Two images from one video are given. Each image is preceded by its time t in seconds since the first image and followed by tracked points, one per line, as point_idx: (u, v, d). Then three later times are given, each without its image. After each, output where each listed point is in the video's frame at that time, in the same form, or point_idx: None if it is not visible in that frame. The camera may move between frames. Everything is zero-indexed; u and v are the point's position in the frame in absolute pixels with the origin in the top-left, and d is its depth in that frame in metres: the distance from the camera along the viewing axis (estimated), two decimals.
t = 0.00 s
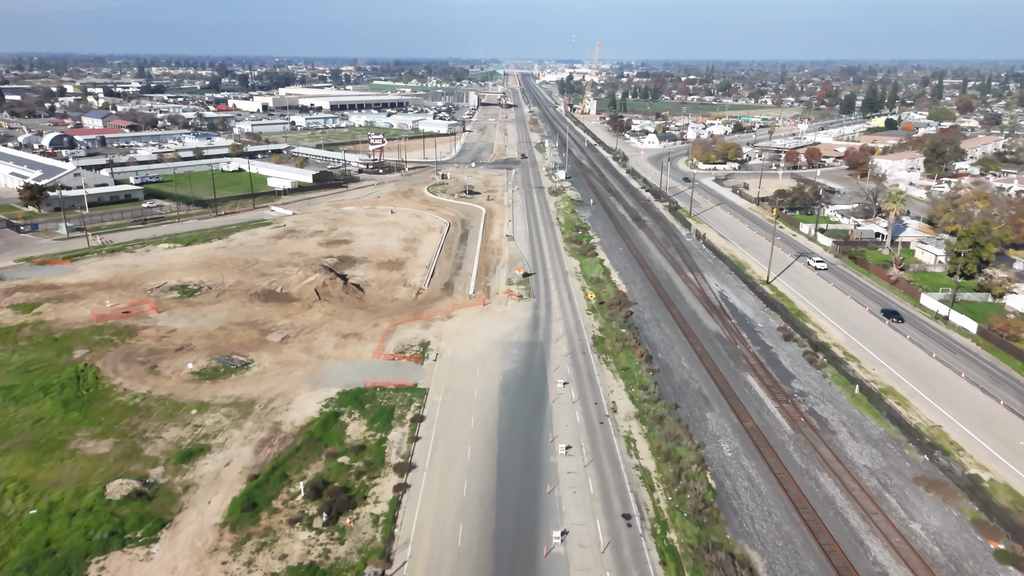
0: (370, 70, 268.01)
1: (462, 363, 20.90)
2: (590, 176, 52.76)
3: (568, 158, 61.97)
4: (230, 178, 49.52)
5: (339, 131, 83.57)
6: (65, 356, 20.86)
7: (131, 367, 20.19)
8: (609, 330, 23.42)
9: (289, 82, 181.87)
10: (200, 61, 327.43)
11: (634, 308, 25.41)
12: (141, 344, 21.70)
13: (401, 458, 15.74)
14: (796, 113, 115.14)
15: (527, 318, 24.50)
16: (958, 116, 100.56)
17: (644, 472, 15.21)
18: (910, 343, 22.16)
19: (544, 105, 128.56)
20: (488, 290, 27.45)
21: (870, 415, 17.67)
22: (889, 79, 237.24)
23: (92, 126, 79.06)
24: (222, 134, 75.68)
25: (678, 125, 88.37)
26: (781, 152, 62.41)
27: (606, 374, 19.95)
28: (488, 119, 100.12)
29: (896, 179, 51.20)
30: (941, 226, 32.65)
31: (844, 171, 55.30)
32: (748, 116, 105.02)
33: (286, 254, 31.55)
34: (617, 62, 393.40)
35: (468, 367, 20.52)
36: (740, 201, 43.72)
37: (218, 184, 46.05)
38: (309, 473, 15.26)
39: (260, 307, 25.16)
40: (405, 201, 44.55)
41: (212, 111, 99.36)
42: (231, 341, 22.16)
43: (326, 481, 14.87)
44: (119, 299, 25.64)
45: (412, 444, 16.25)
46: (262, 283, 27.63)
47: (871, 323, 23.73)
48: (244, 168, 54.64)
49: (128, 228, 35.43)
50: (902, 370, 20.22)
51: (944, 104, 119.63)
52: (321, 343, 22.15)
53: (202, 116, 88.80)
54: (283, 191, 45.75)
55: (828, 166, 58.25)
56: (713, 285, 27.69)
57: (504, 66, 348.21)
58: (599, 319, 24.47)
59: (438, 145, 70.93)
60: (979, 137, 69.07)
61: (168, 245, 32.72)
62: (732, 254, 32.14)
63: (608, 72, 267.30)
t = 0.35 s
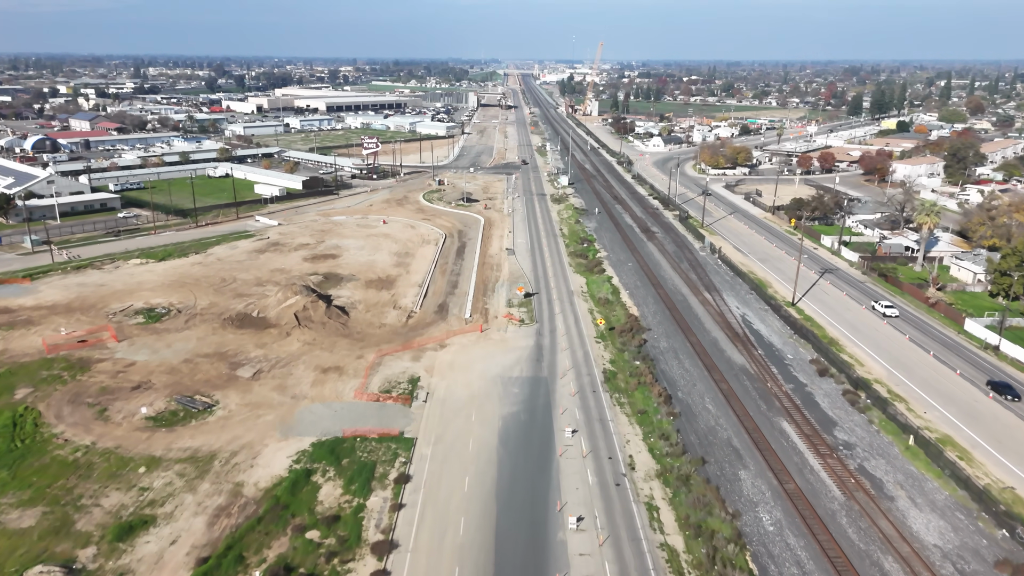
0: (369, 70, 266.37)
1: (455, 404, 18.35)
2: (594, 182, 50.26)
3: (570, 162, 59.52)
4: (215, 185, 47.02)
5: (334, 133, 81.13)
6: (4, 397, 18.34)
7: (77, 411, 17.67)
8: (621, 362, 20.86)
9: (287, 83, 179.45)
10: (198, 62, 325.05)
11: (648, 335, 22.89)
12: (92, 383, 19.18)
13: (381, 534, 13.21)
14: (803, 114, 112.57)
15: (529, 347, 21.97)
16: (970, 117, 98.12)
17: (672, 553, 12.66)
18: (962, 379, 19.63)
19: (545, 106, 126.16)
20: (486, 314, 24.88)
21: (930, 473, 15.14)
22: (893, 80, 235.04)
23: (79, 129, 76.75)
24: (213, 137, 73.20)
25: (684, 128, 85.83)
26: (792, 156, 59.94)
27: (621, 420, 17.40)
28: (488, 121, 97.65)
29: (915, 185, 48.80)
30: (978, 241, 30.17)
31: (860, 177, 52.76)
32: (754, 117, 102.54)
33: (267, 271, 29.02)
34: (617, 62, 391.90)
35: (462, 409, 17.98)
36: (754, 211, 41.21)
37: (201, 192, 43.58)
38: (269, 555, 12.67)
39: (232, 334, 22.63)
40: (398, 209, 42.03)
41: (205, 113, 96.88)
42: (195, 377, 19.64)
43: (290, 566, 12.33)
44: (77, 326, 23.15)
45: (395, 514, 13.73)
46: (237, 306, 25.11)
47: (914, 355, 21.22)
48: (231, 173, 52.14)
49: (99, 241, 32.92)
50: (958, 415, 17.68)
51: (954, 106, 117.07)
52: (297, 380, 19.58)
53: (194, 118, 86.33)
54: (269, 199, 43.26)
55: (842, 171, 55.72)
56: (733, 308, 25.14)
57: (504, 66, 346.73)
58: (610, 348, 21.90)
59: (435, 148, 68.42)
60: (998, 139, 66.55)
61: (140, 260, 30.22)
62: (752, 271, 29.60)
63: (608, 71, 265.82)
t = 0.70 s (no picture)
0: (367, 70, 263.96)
1: (448, 457, 15.83)
2: (598, 189, 47.80)
3: (573, 166, 57.05)
4: (198, 192, 44.51)
5: (329, 136, 78.66)
6: None
7: (6, 470, 15.15)
8: (636, 402, 18.33)
9: (283, 83, 176.65)
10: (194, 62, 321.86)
11: (666, 368, 20.38)
12: (30, 431, 16.66)
13: None
14: (809, 115, 110.06)
15: (533, 383, 19.46)
16: (982, 119, 95.65)
17: None
18: None
19: (545, 107, 123.70)
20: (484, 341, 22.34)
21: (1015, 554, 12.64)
22: (896, 79, 233.92)
23: (64, 132, 74.22)
24: (202, 140, 70.60)
25: (689, 130, 83.30)
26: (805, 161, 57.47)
27: (640, 479, 14.90)
28: (487, 122, 95.17)
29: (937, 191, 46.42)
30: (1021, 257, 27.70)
31: (878, 183, 50.26)
32: (760, 118, 100.17)
33: (245, 291, 26.50)
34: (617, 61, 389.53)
35: (455, 466, 15.46)
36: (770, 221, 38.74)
37: (183, 200, 41.07)
38: None
39: (198, 369, 20.07)
40: (391, 219, 39.49)
41: (196, 114, 94.24)
42: (150, 423, 17.12)
43: None
44: (25, 358, 20.62)
45: None
46: (208, 333, 22.55)
47: (969, 394, 18.72)
48: (217, 179, 49.65)
49: (65, 256, 30.39)
50: None
51: (964, 107, 114.62)
52: (267, 426, 17.07)
53: (184, 120, 83.73)
54: (255, 207, 40.73)
55: (858, 176, 53.31)
56: (759, 335, 22.62)
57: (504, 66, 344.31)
58: (623, 385, 19.38)
59: (432, 151, 65.93)
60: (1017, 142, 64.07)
61: (108, 278, 27.67)
62: (774, 290, 27.09)
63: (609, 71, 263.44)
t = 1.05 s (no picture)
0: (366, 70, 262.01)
1: (436, 535, 13.19)
2: (604, 196, 45.26)
3: (577, 171, 54.52)
4: (180, 201, 41.93)
5: (323, 139, 76.10)
6: None
7: None
8: (658, 459, 15.72)
9: (280, 83, 174.01)
10: (192, 62, 318.87)
11: (689, 413, 17.83)
12: None
13: None
14: (816, 116, 107.56)
15: (537, 433, 16.89)
16: (995, 121, 93.30)
17: None
18: None
19: (546, 108, 121.36)
20: (481, 378, 19.74)
21: None
22: (899, 79, 231.62)
23: (49, 134, 71.67)
24: (191, 143, 68.00)
25: (695, 132, 80.70)
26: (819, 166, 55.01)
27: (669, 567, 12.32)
28: (487, 124, 92.70)
29: (962, 200, 43.99)
30: None
31: (898, 190, 47.75)
32: (767, 120, 97.82)
33: (217, 317, 23.92)
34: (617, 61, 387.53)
35: (445, 546, 12.85)
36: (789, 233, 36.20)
37: (162, 211, 38.52)
38: None
39: (152, 414, 17.48)
40: (383, 230, 36.89)
41: (188, 116, 91.57)
42: (87, 488, 14.52)
43: None
44: None
45: None
46: (169, 369, 19.95)
47: None
48: (202, 186, 47.07)
49: (25, 274, 27.79)
50: None
51: (974, 108, 112.17)
52: (225, 491, 14.46)
53: (174, 121, 81.07)
54: (238, 217, 38.13)
55: (875, 181, 50.85)
56: (791, 370, 20.08)
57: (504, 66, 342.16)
58: (642, 435, 16.78)
59: (429, 155, 63.42)
60: None
61: (67, 301, 25.07)
62: (803, 315, 24.52)
63: (609, 71, 261.33)
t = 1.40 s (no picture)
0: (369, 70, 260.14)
1: None
2: (613, 204, 42.65)
3: (583, 177, 51.92)
4: (163, 210, 39.52)
5: (321, 141, 73.63)
6: None
7: None
8: (692, 536, 13.08)
9: (280, 83, 171.63)
10: (194, 62, 316.71)
11: (724, 473, 15.15)
12: None
13: None
14: (828, 118, 104.63)
15: (547, 499, 14.26)
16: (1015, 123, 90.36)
17: None
18: None
19: (551, 109, 118.92)
20: (481, 425, 17.11)
21: None
22: (908, 79, 228.50)
23: (37, 137, 69.41)
24: (183, 146, 65.65)
25: (704, 134, 78.02)
26: (839, 172, 52.34)
27: None
28: (490, 126, 90.15)
29: (994, 210, 41.35)
30: None
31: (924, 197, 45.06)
32: (778, 122, 95.04)
33: (187, 347, 21.43)
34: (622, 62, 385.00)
35: None
36: (814, 247, 33.57)
37: (142, 222, 36.14)
38: None
39: (96, 475, 15.00)
40: (378, 243, 34.38)
41: (183, 117, 89.27)
42: None
43: None
44: None
45: None
46: (124, 414, 17.47)
47: None
48: (188, 193, 44.66)
49: None
50: None
51: (992, 109, 109.04)
52: None
53: (167, 123, 78.71)
54: (223, 228, 35.69)
55: (899, 189, 48.17)
56: (837, 416, 17.45)
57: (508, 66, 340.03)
58: (670, 503, 14.15)
59: (430, 159, 60.94)
60: None
61: (23, 327, 22.64)
62: (842, 345, 21.84)
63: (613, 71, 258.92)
